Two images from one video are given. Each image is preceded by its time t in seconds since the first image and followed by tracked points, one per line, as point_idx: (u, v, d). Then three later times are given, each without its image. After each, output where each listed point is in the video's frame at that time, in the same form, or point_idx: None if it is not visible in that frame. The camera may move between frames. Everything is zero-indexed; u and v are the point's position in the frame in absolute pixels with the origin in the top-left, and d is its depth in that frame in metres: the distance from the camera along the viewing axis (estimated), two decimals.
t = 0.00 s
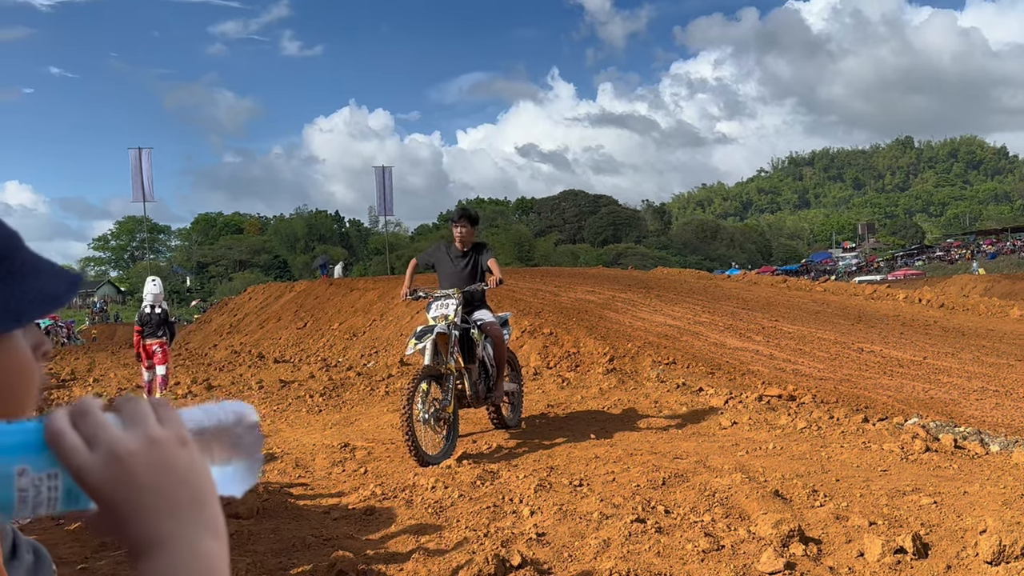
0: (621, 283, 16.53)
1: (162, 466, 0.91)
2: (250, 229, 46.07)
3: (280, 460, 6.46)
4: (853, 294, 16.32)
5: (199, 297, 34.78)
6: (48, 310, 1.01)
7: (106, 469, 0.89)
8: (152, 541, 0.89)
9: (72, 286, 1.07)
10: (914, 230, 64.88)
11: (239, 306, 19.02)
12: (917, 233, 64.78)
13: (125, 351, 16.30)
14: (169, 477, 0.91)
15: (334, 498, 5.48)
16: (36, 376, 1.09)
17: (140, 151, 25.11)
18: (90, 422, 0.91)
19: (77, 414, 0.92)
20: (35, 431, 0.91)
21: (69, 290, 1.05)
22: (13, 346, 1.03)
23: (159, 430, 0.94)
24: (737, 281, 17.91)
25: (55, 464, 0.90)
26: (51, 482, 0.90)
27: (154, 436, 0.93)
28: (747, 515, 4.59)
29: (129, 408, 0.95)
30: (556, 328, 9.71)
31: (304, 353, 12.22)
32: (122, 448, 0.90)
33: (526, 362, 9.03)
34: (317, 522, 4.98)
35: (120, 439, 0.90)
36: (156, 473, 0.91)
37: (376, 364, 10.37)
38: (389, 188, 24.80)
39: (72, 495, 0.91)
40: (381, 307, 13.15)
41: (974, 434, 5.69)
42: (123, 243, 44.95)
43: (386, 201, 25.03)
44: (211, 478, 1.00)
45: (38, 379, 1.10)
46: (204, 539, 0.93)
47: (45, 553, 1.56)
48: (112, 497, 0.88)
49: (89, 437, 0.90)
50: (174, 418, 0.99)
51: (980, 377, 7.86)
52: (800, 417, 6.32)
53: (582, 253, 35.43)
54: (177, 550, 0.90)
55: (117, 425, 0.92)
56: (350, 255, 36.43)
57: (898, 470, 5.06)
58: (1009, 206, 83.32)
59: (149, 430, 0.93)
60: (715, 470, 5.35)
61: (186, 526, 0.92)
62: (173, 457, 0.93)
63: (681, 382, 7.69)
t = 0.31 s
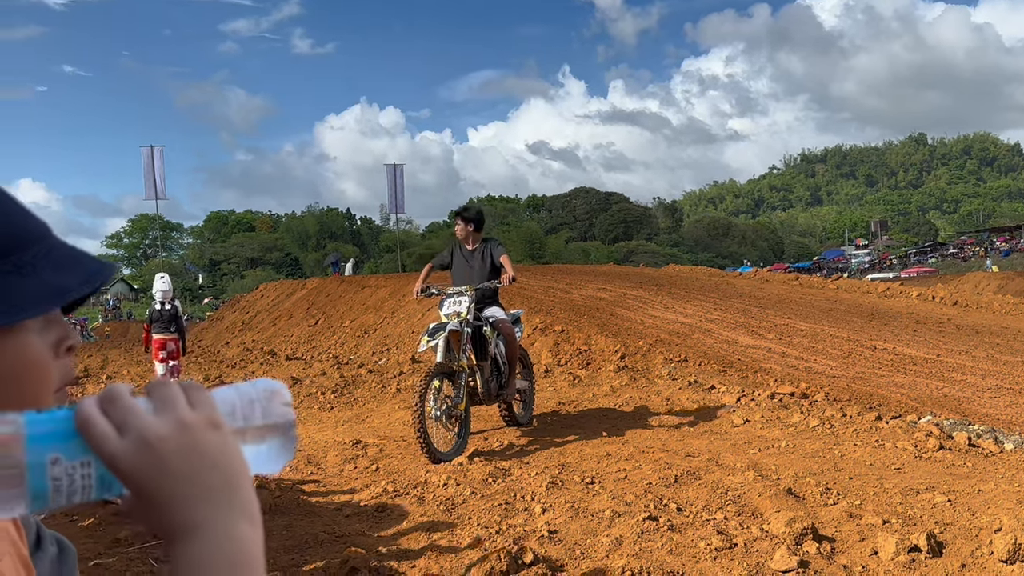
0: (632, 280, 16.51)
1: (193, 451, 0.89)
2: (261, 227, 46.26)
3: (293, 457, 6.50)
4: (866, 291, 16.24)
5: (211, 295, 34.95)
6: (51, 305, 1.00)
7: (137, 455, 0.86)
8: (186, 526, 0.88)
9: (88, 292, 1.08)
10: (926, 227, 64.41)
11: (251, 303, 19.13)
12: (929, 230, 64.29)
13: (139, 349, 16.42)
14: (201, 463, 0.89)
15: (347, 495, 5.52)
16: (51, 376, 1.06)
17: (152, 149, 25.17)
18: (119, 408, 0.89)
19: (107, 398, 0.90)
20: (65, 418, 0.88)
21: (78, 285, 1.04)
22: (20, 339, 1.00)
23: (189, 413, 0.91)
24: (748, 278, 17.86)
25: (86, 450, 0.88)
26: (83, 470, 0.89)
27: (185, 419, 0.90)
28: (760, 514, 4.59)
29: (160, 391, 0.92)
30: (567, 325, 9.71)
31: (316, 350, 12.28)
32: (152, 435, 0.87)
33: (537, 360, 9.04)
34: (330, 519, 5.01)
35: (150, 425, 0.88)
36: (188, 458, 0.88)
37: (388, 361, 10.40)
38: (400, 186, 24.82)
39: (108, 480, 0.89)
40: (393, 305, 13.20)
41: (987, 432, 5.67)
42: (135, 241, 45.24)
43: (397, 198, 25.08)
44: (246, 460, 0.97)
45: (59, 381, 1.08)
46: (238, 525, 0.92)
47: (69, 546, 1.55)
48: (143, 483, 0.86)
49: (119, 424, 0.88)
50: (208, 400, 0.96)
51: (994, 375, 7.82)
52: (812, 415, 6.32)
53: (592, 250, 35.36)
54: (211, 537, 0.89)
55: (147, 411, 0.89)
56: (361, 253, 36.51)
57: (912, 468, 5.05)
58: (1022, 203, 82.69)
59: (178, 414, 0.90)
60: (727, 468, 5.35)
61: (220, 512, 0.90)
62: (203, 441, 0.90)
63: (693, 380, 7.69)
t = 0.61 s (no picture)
0: (647, 276, 16.34)
1: (205, 459, 0.97)
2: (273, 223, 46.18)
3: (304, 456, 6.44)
4: (885, 288, 15.98)
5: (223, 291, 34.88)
6: (49, 301, 1.22)
7: (152, 460, 0.96)
8: (204, 535, 0.97)
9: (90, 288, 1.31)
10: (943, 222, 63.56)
11: (262, 301, 19.06)
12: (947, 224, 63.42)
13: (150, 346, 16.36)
14: (214, 470, 0.97)
15: (358, 494, 5.45)
16: (57, 377, 1.25)
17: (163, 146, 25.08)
18: (138, 415, 0.99)
19: (128, 404, 1.01)
20: (92, 426, 1.01)
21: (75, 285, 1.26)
22: (26, 339, 1.21)
23: (205, 419, 1.00)
24: (764, 274, 17.61)
25: (106, 455, 0.99)
26: (96, 475, 1.11)
27: (200, 425, 0.99)
28: (780, 514, 4.49)
29: (179, 397, 1.01)
30: (581, 322, 9.60)
31: (327, 348, 12.20)
32: (166, 441, 0.97)
33: (551, 357, 8.94)
34: (341, 519, 4.95)
35: (164, 433, 0.98)
36: (201, 466, 0.97)
37: (400, 359, 10.33)
38: (412, 181, 24.68)
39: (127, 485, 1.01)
40: (404, 302, 13.11)
41: (1015, 431, 5.52)
42: (147, 237, 45.27)
43: (409, 194, 24.93)
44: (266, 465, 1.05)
45: (69, 383, 1.27)
46: (254, 535, 0.99)
47: (81, 551, 1.77)
48: (157, 488, 0.96)
49: (135, 431, 0.98)
50: (224, 405, 1.04)
51: (1020, 373, 7.64)
52: (833, 414, 6.19)
53: (607, 245, 35.02)
54: (226, 545, 0.97)
55: (161, 418, 0.99)
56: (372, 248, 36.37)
57: (936, 467, 4.93)
58: None
59: (194, 421, 0.99)
60: (746, 467, 5.25)
61: (234, 520, 0.98)
62: (217, 448, 0.99)
63: (710, 378, 7.56)
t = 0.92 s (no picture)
0: (662, 272, 16.33)
1: (204, 449, 0.98)
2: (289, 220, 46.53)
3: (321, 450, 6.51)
4: (902, 282, 15.88)
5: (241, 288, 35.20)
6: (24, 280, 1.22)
7: (149, 449, 0.98)
8: (200, 530, 0.97)
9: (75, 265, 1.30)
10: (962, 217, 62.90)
11: (279, 297, 19.22)
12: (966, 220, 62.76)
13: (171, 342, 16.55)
14: (213, 462, 0.98)
15: (375, 488, 5.51)
16: (50, 359, 1.29)
17: (180, 144, 25.38)
18: (139, 405, 1.01)
19: (131, 394, 1.03)
20: (93, 415, 1.03)
21: (54, 266, 1.25)
22: (11, 321, 1.23)
23: (206, 408, 1.01)
24: (780, 269, 17.54)
25: (105, 444, 1.01)
26: (98, 464, 1.10)
27: (199, 415, 1.00)
28: (796, 509, 4.49)
29: (183, 385, 1.03)
30: (596, 318, 9.62)
31: (344, 344, 12.29)
32: (162, 430, 0.98)
33: (566, 352, 8.97)
34: (358, 512, 5.01)
35: (162, 422, 0.99)
36: (199, 457, 0.97)
37: (416, 355, 10.40)
38: (427, 178, 24.75)
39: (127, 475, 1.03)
40: (420, 299, 13.18)
41: None
42: (166, 234, 45.74)
43: (424, 191, 25.03)
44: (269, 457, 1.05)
45: (64, 364, 1.31)
46: (254, 530, 0.99)
47: (94, 539, 1.82)
48: (154, 479, 0.97)
49: (135, 419, 1.00)
50: (231, 394, 1.05)
51: None
52: (850, 409, 6.19)
53: (622, 241, 34.99)
54: (223, 540, 0.97)
55: (161, 407, 1.00)
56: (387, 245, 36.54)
57: (953, 462, 4.92)
58: None
59: (194, 410, 1.00)
60: (762, 462, 5.26)
61: (232, 514, 0.98)
62: (217, 439, 0.99)
63: (726, 373, 7.57)
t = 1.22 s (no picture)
0: (676, 267, 16.30)
1: (151, 413, 0.94)
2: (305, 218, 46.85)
3: (334, 444, 6.56)
4: (919, 276, 15.75)
5: (257, 285, 35.47)
6: None
7: (94, 412, 0.94)
8: (144, 497, 0.95)
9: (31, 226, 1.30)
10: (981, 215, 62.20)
11: (294, 294, 19.37)
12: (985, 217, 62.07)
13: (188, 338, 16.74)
14: (160, 427, 0.94)
15: (386, 481, 5.55)
16: (9, 329, 1.29)
17: (197, 140, 25.58)
18: (87, 365, 0.97)
19: (82, 352, 0.99)
20: (40, 375, 0.99)
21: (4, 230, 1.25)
22: None
23: (155, 370, 0.97)
24: (795, 262, 17.46)
25: (51, 405, 0.97)
26: (48, 431, 1.08)
27: (147, 377, 0.96)
28: (809, 501, 4.48)
29: (136, 347, 0.99)
30: (609, 312, 9.62)
31: (358, 340, 12.38)
32: (106, 393, 0.94)
33: (579, 347, 8.99)
34: (369, 505, 5.05)
35: (108, 384, 0.95)
36: (145, 421, 0.94)
37: (429, 349, 10.44)
38: (441, 175, 24.82)
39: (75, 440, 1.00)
40: (434, 295, 13.24)
41: None
42: (183, 233, 46.19)
43: (438, 187, 25.09)
44: (223, 422, 1.01)
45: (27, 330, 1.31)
46: (200, 499, 0.97)
47: (82, 520, 1.80)
48: (97, 443, 0.94)
49: (82, 380, 0.96)
50: (187, 357, 1.01)
51: None
52: (864, 401, 6.16)
53: (636, 238, 34.95)
54: (169, 508, 0.95)
55: (110, 368, 0.97)
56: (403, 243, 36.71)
57: (968, 454, 4.88)
58: None
59: (142, 372, 0.96)
60: (774, 455, 5.24)
61: (178, 483, 0.96)
62: (165, 403, 0.96)
63: (739, 367, 7.55)
